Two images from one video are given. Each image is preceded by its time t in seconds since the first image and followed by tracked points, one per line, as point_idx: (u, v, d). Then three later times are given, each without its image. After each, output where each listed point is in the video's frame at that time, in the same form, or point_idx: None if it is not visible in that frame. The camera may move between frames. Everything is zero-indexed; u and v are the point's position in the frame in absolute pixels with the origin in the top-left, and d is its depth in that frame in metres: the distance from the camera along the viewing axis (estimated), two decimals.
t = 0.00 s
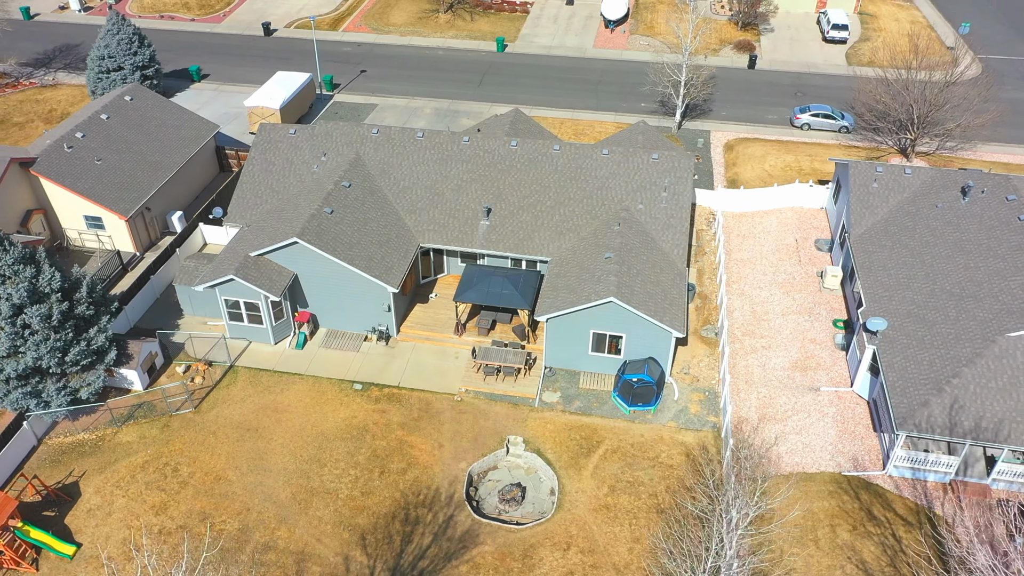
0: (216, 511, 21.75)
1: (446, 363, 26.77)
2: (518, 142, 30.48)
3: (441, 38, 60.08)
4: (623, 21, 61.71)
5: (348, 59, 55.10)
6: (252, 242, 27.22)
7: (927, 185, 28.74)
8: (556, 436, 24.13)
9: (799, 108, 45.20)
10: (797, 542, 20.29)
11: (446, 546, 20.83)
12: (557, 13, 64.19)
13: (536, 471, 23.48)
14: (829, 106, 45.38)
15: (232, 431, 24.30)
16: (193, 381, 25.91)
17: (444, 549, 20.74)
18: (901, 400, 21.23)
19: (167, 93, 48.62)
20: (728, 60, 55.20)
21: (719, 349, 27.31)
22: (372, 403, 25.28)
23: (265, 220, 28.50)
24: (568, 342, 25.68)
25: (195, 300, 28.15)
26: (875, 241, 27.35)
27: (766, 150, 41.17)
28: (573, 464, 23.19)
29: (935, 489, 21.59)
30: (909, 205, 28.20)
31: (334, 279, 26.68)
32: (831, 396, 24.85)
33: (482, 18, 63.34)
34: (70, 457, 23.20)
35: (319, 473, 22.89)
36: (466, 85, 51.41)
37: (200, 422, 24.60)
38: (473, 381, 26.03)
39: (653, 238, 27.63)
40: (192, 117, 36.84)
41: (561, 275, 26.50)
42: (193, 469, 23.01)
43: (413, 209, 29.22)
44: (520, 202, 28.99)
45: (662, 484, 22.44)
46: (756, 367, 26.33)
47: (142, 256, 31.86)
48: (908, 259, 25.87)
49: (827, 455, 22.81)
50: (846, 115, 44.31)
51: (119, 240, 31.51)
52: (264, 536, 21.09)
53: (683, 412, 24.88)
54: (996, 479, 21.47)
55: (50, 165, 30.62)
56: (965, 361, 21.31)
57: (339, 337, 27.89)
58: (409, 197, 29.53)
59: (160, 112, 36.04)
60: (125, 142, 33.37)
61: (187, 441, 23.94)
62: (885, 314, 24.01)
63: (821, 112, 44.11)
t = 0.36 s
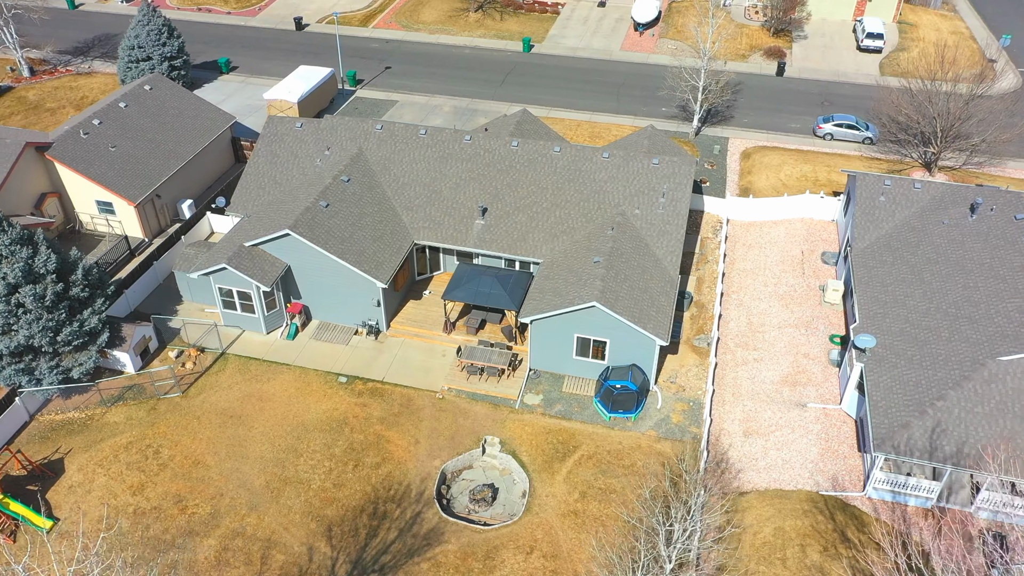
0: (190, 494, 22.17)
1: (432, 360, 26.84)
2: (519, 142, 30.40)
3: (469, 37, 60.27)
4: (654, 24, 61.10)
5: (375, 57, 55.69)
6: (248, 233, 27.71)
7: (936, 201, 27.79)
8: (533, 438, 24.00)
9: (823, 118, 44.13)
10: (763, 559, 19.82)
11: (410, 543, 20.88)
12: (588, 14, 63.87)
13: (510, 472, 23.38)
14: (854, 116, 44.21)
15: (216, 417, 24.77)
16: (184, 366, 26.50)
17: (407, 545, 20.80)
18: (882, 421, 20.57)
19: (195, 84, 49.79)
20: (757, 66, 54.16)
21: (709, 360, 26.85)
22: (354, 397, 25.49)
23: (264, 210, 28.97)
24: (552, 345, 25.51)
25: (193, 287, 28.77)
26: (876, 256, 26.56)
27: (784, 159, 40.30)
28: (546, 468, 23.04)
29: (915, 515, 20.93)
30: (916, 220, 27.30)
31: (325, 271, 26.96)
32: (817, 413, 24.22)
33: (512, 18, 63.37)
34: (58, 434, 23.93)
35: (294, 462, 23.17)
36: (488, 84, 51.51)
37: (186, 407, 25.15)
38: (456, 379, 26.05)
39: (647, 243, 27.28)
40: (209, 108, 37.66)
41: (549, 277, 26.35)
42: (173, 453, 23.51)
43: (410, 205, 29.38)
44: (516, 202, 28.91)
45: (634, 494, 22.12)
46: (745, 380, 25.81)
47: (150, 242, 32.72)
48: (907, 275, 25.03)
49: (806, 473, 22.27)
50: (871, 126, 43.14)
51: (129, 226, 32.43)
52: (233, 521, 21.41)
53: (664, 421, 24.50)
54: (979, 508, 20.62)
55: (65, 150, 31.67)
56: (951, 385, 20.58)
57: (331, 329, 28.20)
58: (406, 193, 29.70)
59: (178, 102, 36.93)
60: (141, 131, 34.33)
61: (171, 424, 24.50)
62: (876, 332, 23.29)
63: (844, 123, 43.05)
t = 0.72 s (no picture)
0: (167, 476, 22.63)
1: (419, 356, 26.94)
2: (520, 142, 30.31)
3: (496, 36, 60.38)
4: (684, 27, 60.38)
5: (401, 54, 56.15)
6: (246, 223, 28.19)
7: (943, 217, 26.89)
8: (509, 440, 23.91)
9: (846, 128, 43.04)
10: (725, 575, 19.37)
11: (374, 537, 20.96)
12: (619, 16, 63.39)
13: (484, 473, 23.29)
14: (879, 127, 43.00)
15: (202, 403, 25.24)
16: (177, 351, 27.09)
17: (371, 539, 20.88)
18: (857, 440, 19.97)
19: (223, 76, 50.83)
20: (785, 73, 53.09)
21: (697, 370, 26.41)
22: (337, 390, 25.73)
23: (265, 201, 29.44)
24: (536, 348, 25.38)
25: (193, 274, 29.38)
26: (875, 272, 25.81)
27: (801, 168, 39.41)
28: (519, 470, 22.93)
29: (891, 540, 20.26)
30: (920, 236, 26.46)
31: (317, 264, 27.26)
32: (801, 429, 23.66)
33: (542, 19, 63.25)
34: (50, 411, 24.66)
35: (272, 451, 23.48)
36: (510, 84, 51.52)
37: (174, 391, 25.68)
38: (440, 377, 26.09)
39: (639, 249, 26.96)
40: (227, 99, 38.40)
41: (537, 278, 26.20)
42: (157, 435, 24.03)
43: (408, 202, 29.53)
44: (512, 203, 28.84)
45: (605, 502, 21.85)
46: (731, 392, 25.34)
47: (160, 228, 33.48)
48: (904, 293, 24.28)
49: (782, 490, 21.77)
50: (895, 138, 41.92)
51: (139, 212, 33.26)
52: (205, 505, 21.77)
53: (644, 429, 24.17)
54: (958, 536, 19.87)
55: (82, 136, 32.64)
56: (932, 408, 19.92)
57: (323, 321, 28.50)
58: (405, 190, 29.86)
59: (196, 93, 37.74)
60: (157, 120, 35.20)
61: (158, 407, 25.05)
62: (864, 350, 22.61)
63: (867, 133, 41.72)
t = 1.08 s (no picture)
0: (149, 459, 23.14)
1: (407, 353, 27.08)
2: (521, 143, 30.23)
3: (522, 36, 60.38)
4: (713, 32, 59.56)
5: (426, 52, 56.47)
6: (245, 213, 28.65)
7: (948, 233, 26.02)
8: (487, 440, 23.87)
9: (868, 139, 41.97)
10: None
11: (342, 530, 21.13)
12: (648, 19, 62.82)
13: (460, 472, 23.26)
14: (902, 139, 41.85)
15: (190, 389, 25.73)
16: (172, 337, 27.66)
17: (339, 531, 21.06)
18: (830, 458, 19.46)
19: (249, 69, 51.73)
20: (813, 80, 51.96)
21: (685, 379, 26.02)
22: (323, 382, 25.99)
23: (266, 193, 29.89)
24: (520, 349, 25.30)
25: (193, 262, 29.97)
26: (872, 286, 25.12)
27: (816, 178, 38.54)
28: (494, 471, 22.89)
29: (863, 561, 19.40)
30: (922, 252, 25.65)
31: (311, 257, 27.60)
32: (783, 445, 23.18)
33: (570, 20, 62.99)
34: (46, 389, 25.41)
35: (252, 439, 23.84)
36: (531, 85, 51.43)
37: (165, 376, 26.22)
38: (425, 374, 26.19)
39: (631, 254, 26.67)
40: (244, 92, 39.05)
41: (525, 279, 26.09)
42: (143, 418, 24.58)
43: (406, 198, 29.68)
44: (508, 203, 28.78)
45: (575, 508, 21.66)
46: (716, 403, 24.92)
47: (169, 216, 34.20)
48: (898, 310, 23.57)
49: (755, 505, 21.36)
50: (918, 150, 40.73)
51: (150, 199, 34.03)
52: (182, 489, 22.20)
53: (623, 436, 23.91)
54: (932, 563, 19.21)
55: (98, 124, 33.58)
56: (911, 430, 19.32)
57: (317, 314, 28.83)
58: (404, 187, 30.01)
59: (214, 84, 38.46)
60: (173, 110, 35.99)
61: (148, 391, 25.62)
62: (851, 367, 22.01)
63: (890, 145, 40.69)
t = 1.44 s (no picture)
0: (132, 439, 23.69)
1: (395, 348, 27.24)
2: (521, 143, 30.15)
3: (550, 37, 60.21)
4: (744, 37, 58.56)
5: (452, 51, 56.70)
6: (245, 204, 29.13)
7: (950, 251, 25.16)
8: (463, 439, 23.87)
9: (891, 151, 40.82)
10: None
11: (309, 520, 21.34)
12: (679, 23, 62.09)
13: (434, 469, 23.31)
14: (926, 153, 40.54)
15: (180, 373, 26.26)
16: (169, 322, 28.29)
17: (306, 521, 21.28)
18: (798, 475, 18.99)
19: (276, 63, 52.59)
20: (842, 89, 50.71)
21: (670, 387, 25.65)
22: (309, 372, 26.30)
23: (269, 184, 30.39)
24: (504, 350, 25.25)
25: (196, 250, 30.60)
26: (866, 302, 24.41)
27: (831, 189, 37.63)
28: (466, 470, 22.88)
29: None
30: (921, 269, 24.84)
31: (306, 249, 27.95)
32: (762, 459, 22.70)
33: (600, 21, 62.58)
34: (44, 367, 26.22)
35: (234, 425, 24.24)
36: (552, 86, 51.29)
37: (158, 359, 26.83)
38: (410, 370, 26.30)
39: (622, 258, 26.41)
40: (262, 84, 39.71)
41: (512, 280, 26.01)
42: (133, 400, 25.18)
43: (405, 195, 29.85)
44: (504, 203, 28.75)
45: (543, 512, 21.53)
46: (699, 413, 24.51)
47: (181, 203, 34.99)
48: (889, 327, 22.89)
49: (726, 520, 20.97)
50: (942, 164, 39.46)
51: (164, 186, 34.86)
52: (159, 471, 22.68)
53: (600, 443, 23.67)
54: None
55: (117, 111, 34.54)
56: (884, 451, 18.76)
57: (311, 305, 29.18)
58: (403, 183, 30.19)
59: (233, 76, 39.20)
60: (191, 100, 36.79)
61: (140, 373, 26.25)
62: (833, 384, 21.43)
63: (912, 158, 39.50)
